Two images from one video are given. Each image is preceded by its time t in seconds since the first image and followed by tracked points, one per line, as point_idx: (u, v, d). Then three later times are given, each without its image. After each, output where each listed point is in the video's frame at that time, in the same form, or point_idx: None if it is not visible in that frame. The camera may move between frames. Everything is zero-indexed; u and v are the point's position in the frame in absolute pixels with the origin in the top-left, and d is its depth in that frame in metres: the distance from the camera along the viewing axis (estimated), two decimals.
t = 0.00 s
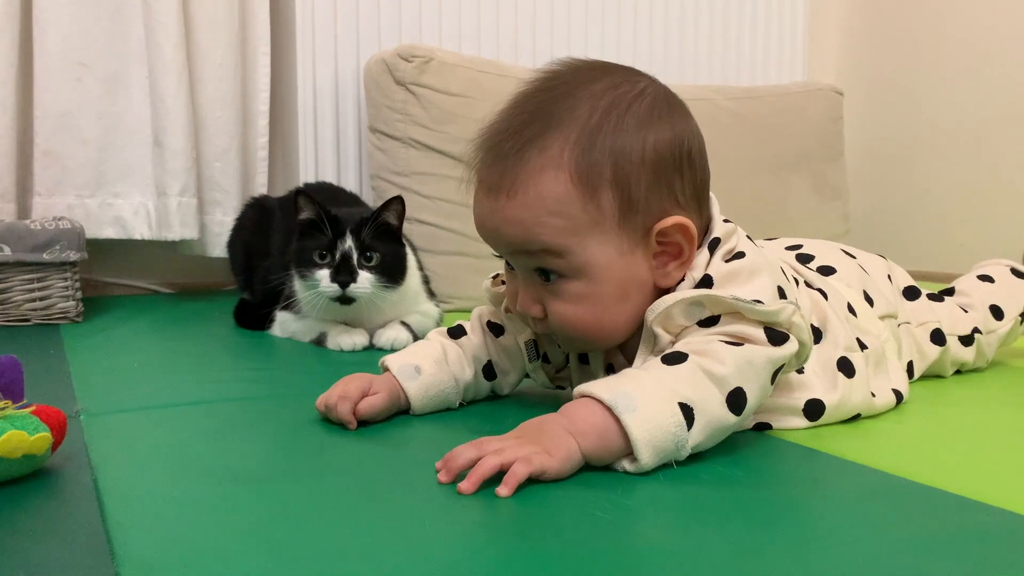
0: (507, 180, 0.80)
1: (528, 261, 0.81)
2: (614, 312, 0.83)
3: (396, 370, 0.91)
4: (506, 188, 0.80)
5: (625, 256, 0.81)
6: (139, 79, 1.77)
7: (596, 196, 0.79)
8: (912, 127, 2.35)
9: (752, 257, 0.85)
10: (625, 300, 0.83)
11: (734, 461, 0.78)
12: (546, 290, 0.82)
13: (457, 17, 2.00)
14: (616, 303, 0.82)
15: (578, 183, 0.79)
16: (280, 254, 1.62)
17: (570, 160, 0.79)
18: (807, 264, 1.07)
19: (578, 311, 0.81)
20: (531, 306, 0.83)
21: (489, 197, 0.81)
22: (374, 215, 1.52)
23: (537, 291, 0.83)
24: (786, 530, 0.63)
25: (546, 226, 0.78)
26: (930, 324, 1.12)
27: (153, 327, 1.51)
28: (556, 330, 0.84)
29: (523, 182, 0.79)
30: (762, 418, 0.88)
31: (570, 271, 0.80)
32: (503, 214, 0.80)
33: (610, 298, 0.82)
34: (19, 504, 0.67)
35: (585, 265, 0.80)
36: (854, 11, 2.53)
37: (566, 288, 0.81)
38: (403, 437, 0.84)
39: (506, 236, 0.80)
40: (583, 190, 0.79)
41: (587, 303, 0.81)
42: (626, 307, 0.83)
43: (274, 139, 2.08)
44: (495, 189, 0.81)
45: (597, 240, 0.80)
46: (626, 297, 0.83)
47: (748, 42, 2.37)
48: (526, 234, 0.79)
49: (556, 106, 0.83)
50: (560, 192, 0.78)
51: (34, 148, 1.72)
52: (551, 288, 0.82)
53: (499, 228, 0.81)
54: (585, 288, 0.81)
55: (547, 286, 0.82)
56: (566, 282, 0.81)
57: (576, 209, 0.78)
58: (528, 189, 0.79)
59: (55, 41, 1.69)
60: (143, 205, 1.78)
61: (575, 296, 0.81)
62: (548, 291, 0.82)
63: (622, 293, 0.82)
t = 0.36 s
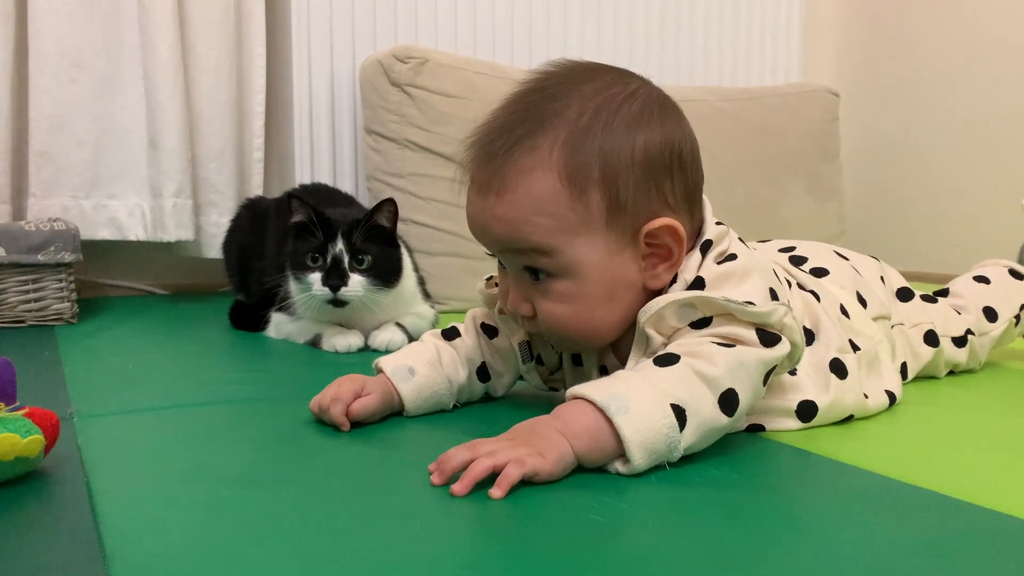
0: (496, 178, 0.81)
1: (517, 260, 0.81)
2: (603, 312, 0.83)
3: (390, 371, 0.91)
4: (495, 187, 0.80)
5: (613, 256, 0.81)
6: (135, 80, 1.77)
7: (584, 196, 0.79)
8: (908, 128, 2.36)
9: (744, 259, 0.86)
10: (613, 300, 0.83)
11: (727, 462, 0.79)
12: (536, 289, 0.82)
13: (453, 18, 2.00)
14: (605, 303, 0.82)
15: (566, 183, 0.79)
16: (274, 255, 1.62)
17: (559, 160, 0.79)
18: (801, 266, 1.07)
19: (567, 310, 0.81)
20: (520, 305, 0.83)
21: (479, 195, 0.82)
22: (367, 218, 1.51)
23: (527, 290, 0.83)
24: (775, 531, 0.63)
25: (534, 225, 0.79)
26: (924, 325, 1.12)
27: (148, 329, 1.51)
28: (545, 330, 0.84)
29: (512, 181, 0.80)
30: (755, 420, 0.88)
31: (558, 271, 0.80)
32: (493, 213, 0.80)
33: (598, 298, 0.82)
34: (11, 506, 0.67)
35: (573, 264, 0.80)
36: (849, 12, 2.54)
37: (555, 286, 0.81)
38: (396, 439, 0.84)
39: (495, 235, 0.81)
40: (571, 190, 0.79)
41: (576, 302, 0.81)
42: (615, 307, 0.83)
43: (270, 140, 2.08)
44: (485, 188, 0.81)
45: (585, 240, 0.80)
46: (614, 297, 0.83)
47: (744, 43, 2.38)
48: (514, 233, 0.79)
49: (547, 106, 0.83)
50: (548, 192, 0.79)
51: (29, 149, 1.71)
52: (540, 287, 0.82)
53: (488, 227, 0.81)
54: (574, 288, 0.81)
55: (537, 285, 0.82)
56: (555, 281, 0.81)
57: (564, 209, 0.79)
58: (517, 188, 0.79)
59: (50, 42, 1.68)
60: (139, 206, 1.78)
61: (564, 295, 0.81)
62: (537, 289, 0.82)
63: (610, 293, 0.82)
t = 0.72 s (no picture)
0: (490, 177, 0.81)
1: (509, 258, 0.82)
2: (594, 312, 0.83)
3: (386, 370, 0.91)
4: (489, 186, 0.81)
5: (605, 257, 0.81)
6: (131, 80, 1.77)
7: (576, 197, 0.79)
8: (905, 127, 2.36)
9: (739, 257, 0.86)
10: (605, 301, 0.83)
11: (722, 461, 0.79)
12: (528, 287, 0.82)
13: (450, 17, 2.00)
14: (596, 304, 0.82)
15: (559, 183, 0.79)
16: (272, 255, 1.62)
17: (552, 161, 0.79)
18: (797, 265, 1.07)
19: (559, 309, 0.82)
20: (512, 303, 0.84)
21: (473, 194, 0.82)
22: (360, 218, 1.51)
23: (518, 288, 0.83)
24: (770, 530, 0.63)
25: (526, 225, 0.79)
26: (920, 325, 1.12)
27: (146, 329, 1.51)
28: (536, 328, 0.84)
29: (506, 181, 0.80)
30: (751, 418, 0.88)
31: (550, 270, 0.80)
32: (486, 212, 0.81)
33: (589, 299, 0.82)
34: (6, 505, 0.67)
35: (565, 264, 0.80)
36: (847, 12, 2.54)
37: (547, 286, 0.81)
38: (393, 438, 0.84)
39: (488, 233, 0.81)
40: (564, 190, 0.79)
41: (568, 302, 0.81)
42: (606, 308, 0.83)
43: (268, 139, 2.08)
44: (478, 187, 0.81)
45: (577, 240, 0.80)
46: (606, 298, 0.83)
47: (742, 43, 2.38)
48: (506, 233, 0.80)
49: (543, 106, 0.83)
50: (542, 192, 0.79)
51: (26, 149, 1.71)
52: (532, 286, 0.82)
53: (481, 225, 0.81)
54: (566, 288, 0.81)
55: (528, 283, 0.82)
56: (547, 280, 0.81)
57: (556, 210, 0.79)
58: (510, 188, 0.79)
59: (46, 41, 1.68)
60: (137, 206, 1.78)
61: (555, 295, 0.81)
62: (529, 288, 0.82)
63: (602, 293, 0.82)
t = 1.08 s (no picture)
0: (503, 182, 0.81)
1: (522, 261, 0.81)
2: (607, 314, 0.83)
3: (390, 370, 0.92)
4: (502, 190, 0.80)
5: (618, 257, 0.82)
6: (136, 80, 1.78)
7: (591, 199, 0.80)
8: (909, 128, 2.36)
9: (740, 257, 0.86)
10: (617, 300, 0.83)
11: (724, 461, 0.79)
12: (540, 290, 0.82)
13: (454, 18, 2.01)
14: (608, 304, 0.83)
15: (574, 185, 0.80)
16: (277, 256, 1.63)
17: (566, 163, 0.80)
18: (800, 265, 1.08)
19: (571, 310, 0.82)
20: (523, 306, 0.83)
21: (485, 199, 0.82)
22: (375, 221, 1.53)
23: (529, 291, 0.83)
24: (772, 530, 0.63)
25: (542, 227, 0.79)
26: (923, 326, 1.12)
27: (151, 328, 1.52)
28: (547, 331, 0.84)
29: (520, 184, 0.80)
30: (752, 418, 0.88)
31: (563, 272, 0.80)
32: (500, 216, 0.80)
33: (603, 301, 0.82)
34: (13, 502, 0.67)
35: (579, 266, 0.80)
36: (850, 12, 2.54)
37: (560, 288, 0.81)
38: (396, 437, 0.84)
39: (502, 239, 0.81)
40: (578, 192, 0.80)
41: (580, 303, 0.82)
42: (613, 309, 0.83)
43: (272, 140, 2.08)
44: (491, 191, 0.81)
45: (591, 242, 0.80)
46: (618, 297, 0.83)
47: (745, 43, 2.38)
48: (520, 237, 0.80)
49: (552, 108, 0.83)
50: (557, 194, 0.79)
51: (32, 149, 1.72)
52: (544, 288, 0.82)
53: (493, 230, 0.81)
54: (580, 290, 0.81)
55: (540, 286, 0.82)
56: (560, 282, 0.81)
57: (572, 212, 0.79)
58: (524, 191, 0.80)
59: (52, 42, 1.69)
60: (141, 206, 1.79)
61: (568, 296, 0.81)
62: (541, 291, 0.82)
63: (614, 294, 0.83)
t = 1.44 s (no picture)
0: (552, 151, 0.80)
1: (576, 236, 0.79)
2: (657, 285, 0.83)
3: (395, 370, 0.92)
4: (556, 157, 0.79)
5: (666, 223, 0.83)
6: (143, 81, 1.78)
7: (643, 162, 0.82)
8: (917, 128, 2.35)
9: (746, 257, 0.86)
10: (666, 270, 0.84)
11: (728, 461, 0.79)
12: (590, 268, 0.80)
13: (460, 18, 2.01)
14: (658, 274, 0.83)
15: (627, 149, 0.81)
16: (284, 256, 1.63)
17: (616, 128, 0.81)
18: (805, 266, 1.07)
19: (624, 284, 0.81)
20: (571, 292, 0.79)
21: (533, 170, 0.80)
22: (381, 222, 1.53)
23: (579, 274, 0.80)
24: (775, 531, 0.63)
25: (602, 192, 0.79)
26: (929, 328, 1.12)
27: (157, 328, 1.52)
28: (598, 313, 0.81)
29: (574, 150, 0.79)
30: (755, 419, 0.88)
31: (620, 241, 0.80)
32: (557, 184, 0.79)
33: (654, 269, 0.83)
34: (20, 500, 0.68)
35: (636, 231, 0.81)
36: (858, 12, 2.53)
37: (615, 260, 0.80)
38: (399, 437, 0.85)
39: (556, 210, 0.78)
40: (631, 155, 0.81)
41: (635, 274, 0.81)
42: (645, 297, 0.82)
43: (279, 140, 2.09)
44: (542, 160, 0.80)
45: (645, 205, 0.81)
46: (667, 266, 0.84)
47: (752, 44, 2.38)
48: (580, 204, 0.78)
49: (586, 83, 0.85)
50: (612, 158, 0.80)
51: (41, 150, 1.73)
52: (595, 266, 0.80)
53: (547, 201, 0.79)
54: (636, 258, 0.81)
55: (591, 264, 0.80)
56: (614, 254, 0.80)
57: (628, 175, 0.80)
58: (580, 157, 0.79)
59: (61, 43, 1.70)
60: (148, 206, 1.80)
61: (623, 267, 0.81)
62: (593, 269, 0.80)
63: (664, 262, 0.83)
